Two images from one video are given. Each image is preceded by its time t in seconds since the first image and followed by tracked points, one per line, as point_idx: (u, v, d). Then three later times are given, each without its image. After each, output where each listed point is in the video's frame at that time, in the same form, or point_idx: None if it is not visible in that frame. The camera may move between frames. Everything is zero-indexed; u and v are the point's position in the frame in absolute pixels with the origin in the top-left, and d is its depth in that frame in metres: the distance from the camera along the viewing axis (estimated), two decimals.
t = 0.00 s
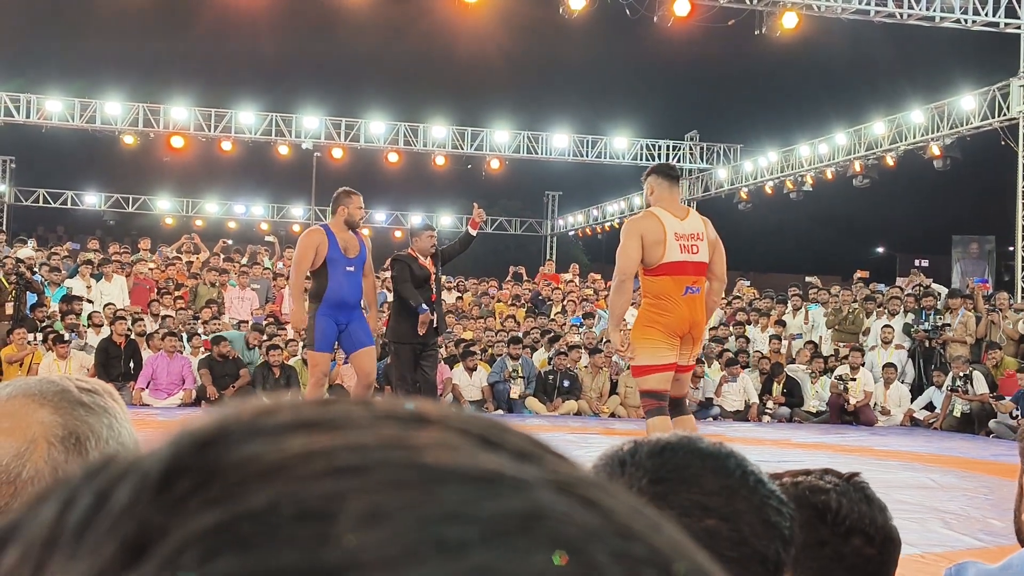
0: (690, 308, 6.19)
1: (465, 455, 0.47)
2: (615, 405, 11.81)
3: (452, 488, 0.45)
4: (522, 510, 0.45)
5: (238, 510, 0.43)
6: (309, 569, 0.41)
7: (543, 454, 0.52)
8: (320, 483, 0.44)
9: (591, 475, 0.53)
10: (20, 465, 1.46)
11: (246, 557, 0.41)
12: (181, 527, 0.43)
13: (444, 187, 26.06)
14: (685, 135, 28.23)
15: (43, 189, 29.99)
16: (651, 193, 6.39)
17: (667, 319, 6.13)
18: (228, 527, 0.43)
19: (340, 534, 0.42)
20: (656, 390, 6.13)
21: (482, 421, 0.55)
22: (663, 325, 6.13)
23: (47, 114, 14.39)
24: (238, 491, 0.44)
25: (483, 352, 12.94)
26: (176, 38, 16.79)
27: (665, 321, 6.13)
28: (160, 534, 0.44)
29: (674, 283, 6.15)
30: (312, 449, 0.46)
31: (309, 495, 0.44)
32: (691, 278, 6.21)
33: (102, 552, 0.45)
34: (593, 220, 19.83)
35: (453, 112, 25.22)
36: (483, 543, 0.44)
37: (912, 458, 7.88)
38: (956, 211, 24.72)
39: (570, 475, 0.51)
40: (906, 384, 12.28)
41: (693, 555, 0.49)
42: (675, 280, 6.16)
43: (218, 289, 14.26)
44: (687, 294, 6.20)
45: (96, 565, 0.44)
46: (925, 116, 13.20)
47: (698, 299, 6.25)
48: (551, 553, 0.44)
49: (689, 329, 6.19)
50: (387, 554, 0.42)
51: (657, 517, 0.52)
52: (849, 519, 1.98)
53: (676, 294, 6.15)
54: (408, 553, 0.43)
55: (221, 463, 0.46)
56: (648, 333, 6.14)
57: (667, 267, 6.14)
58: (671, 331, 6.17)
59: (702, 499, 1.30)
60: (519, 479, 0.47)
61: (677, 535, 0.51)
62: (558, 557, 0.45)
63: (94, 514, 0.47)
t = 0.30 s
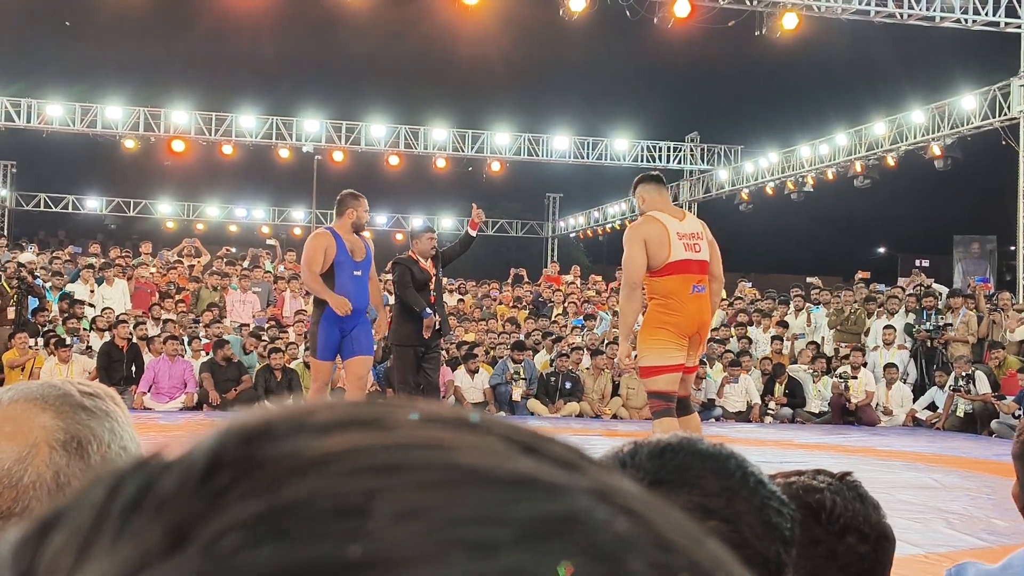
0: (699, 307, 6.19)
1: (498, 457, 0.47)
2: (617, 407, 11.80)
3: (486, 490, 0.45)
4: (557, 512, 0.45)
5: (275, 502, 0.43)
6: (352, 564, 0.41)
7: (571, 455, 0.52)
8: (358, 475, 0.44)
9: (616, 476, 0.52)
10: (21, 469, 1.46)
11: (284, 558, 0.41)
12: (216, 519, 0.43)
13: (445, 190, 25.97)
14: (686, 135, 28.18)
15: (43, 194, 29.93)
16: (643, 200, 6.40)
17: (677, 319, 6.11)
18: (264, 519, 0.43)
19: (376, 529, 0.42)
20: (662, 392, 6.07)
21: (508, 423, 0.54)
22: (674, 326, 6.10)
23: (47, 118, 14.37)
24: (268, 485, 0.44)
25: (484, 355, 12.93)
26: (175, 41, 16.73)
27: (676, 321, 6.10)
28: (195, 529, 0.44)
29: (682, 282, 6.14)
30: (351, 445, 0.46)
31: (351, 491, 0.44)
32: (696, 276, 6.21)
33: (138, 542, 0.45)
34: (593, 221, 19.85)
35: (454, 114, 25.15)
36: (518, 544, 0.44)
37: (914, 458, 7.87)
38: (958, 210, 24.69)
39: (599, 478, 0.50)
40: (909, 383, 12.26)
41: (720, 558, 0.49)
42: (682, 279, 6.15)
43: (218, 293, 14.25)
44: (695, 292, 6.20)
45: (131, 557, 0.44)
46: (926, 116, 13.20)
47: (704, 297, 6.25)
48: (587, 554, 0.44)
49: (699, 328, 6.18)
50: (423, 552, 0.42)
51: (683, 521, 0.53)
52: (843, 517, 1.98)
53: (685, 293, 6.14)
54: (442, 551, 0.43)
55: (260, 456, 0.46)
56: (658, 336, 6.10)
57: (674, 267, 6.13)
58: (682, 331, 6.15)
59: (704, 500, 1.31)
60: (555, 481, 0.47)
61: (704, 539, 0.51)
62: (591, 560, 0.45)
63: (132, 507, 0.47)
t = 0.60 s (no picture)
0: (715, 300, 6.14)
1: (524, 459, 0.48)
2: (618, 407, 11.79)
3: (516, 488, 0.45)
4: (586, 514, 0.45)
5: (310, 493, 0.43)
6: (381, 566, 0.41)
7: (592, 457, 0.53)
8: (392, 469, 0.45)
9: (635, 476, 0.53)
10: (28, 471, 1.46)
11: (317, 551, 0.42)
12: (252, 511, 0.44)
13: (445, 190, 25.98)
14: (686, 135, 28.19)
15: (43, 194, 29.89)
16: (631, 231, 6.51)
17: (699, 311, 6.04)
18: (299, 512, 0.43)
19: (408, 524, 0.43)
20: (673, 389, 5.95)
21: (529, 426, 0.55)
22: (696, 317, 6.02)
23: (48, 119, 14.39)
24: (301, 482, 0.45)
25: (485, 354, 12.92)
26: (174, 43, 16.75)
27: (697, 313, 6.03)
28: (228, 521, 0.44)
29: (693, 277, 6.13)
30: (383, 445, 0.47)
31: (386, 488, 0.44)
32: (705, 273, 6.21)
33: (173, 537, 0.45)
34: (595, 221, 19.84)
35: (455, 115, 25.17)
36: (548, 540, 0.44)
37: (915, 458, 7.87)
38: (959, 210, 24.66)
39: (622, 479, 0.51)
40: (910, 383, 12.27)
41: (743, 561, 0.49)
42: (692, 275, 6.14)
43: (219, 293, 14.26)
44: (707, 288, 6.17)
45: (167, 549, 0.45)
46: (927, 115, 13.21)
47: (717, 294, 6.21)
48: (613, 552, 0.45)
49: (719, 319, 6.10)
50: (454, 546, 0.43)
51: (707, 525, 0.53)
52: (849, 518, 1.97)
53: (699, 286, 6.12)
54: (469, 544, 0.43)
55: (294, 453, 0.46)
56: (683, 330, 5.99)
57: (681, 265, 6.14)
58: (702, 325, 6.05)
59: (708, 500, 1.31)
60: (581, 483, 0.48)
61: (726, 542, 0.51)
62: (621, 559, 0.45)
63: (167, 498, 0.48)
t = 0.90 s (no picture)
0: (721, 295, 6.16)
1: (512, 453, 0.48)
2: (619, 407, 11.79)
3: (512, 483, 0.46)
4: (573, 508, 0.46)
5: (310, 489, 0.44)
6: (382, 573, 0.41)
7: (582, 456, 0.53)
8: (392, 468, 0.46)
9: (626, 471, 0.53)
10: (30, 470, 1.46)
11: (318, 537, 0.43)
12: (251, 508, 0.45)
13: (446, 190, 25.97)
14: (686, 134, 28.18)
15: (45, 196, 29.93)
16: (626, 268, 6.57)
17: (705, 307, 6.06)
18: (299, 508, 0.44)
19: (403, 521, 0.44)
20: (687, 388, 5.88)
21: (520, 423, 0.56)
22: (704, 315, 6.04)
23: (49, 119, 14.40)
24: (305, 473, 0.46)
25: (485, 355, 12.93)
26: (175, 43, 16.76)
27: (704, 310, 6.05)
28: (230, 515, 0.45)
29: (694, 278, 6.17)
30: (387, 441, 0.48)
31: (383, 486, 0.45)
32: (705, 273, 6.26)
33: (178, 534, 0.46)
34: (595, 221, 19.83)
35: (456, 115, 25.17)
36: (545, 532, 0.45)
37: (915, 458, 7.88)
38: (959, 210, 24.65)
39: (609, 473, 0.51)
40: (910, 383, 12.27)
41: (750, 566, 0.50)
42: (693, 278, 6.19)
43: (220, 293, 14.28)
44: (711, 285, 6.20)
45: (171, 544, 0.45)
46: (927, 116, 13.22)
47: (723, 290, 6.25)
48: (613, 546, 0.45)
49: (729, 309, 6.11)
50: (452, 539, 0.43)
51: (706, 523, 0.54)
52: (837, 517, 1.99)
53: (701, 285, 6.16)
54: (469, 537, 0.44)
55: (292, 452, 0.47)
56: (693, 329, 6.00)
57: (679, 272, 6.19)
58: (714, 320, 6.05)
59: (707, 500, 1.32)
60: (580, 477, 0.48)
61: (722, 539, 0.52)
62: (620, 549, 0.46)
63: (165, 496, 0.49)
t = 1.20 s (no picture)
0: (722, 298, 6.16)
1: (496, 450, 0.49)
2: (620, 408, 11.79)
3: (501, 479, 0.47)
4: (556, 503, 0.46)
5: (295, 486, 0.45)
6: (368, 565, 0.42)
7: (569, 450, 0.53)
8: (379, 463, 0.46)
9: (612, 466, 0.54)
10: None
11: (303, 525, 0.43)
12: (237, 505, 0.45)
13: (447, 190, 25.93)
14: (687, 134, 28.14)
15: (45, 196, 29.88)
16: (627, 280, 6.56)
17: (707, 307, 6.05)
18: (286, 501, 0.44)
19: (390, 515, 0.44)
20: (690, 387, 5.88)
21: (510, 420, 0.56)
22: (707, 316, 6.02)
23: (49, 119, 14.38)
24: (292, 470, 0.46)
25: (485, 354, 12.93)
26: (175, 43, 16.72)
27: (706, 311, 6.04)
28: (215, 514, 0.45)
29: (694, 281, 6.17)
30: (377, 438, 0.48)
31: (371, 475, 0.46)
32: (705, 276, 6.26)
33: (167, 525, 0.47)
34: (596, 221, 19.87)
35: (457, 114, 25.12)
36: (533, 525, 0.45)
37: (916, 457, 7.89)
38: (960, 210, 24.62)
39: (594, 469, 0.51)
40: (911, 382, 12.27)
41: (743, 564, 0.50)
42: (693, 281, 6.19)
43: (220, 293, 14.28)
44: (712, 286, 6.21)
45: (156, 542, 0.46)
46: (928, 115, 13.21)
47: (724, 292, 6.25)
48: (596, 538, 0.45)
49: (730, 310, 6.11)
50: (436, 534, 0.44)
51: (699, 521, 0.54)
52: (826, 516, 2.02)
53: (703, 286, 6.15)
54: (452, 533, 0.44)
55: (279, 449, 0.48)
56: (695, 329, 5.99)
57: (679, 276, 6.19)
58: (715, 320, 6.04)
59: (705, 497, 1.32)
60: (565, 471, 0.49)
61: (711, 532, 0.52)
62: (608, 542, 0.46)
63: (153, 492, 0.49)
